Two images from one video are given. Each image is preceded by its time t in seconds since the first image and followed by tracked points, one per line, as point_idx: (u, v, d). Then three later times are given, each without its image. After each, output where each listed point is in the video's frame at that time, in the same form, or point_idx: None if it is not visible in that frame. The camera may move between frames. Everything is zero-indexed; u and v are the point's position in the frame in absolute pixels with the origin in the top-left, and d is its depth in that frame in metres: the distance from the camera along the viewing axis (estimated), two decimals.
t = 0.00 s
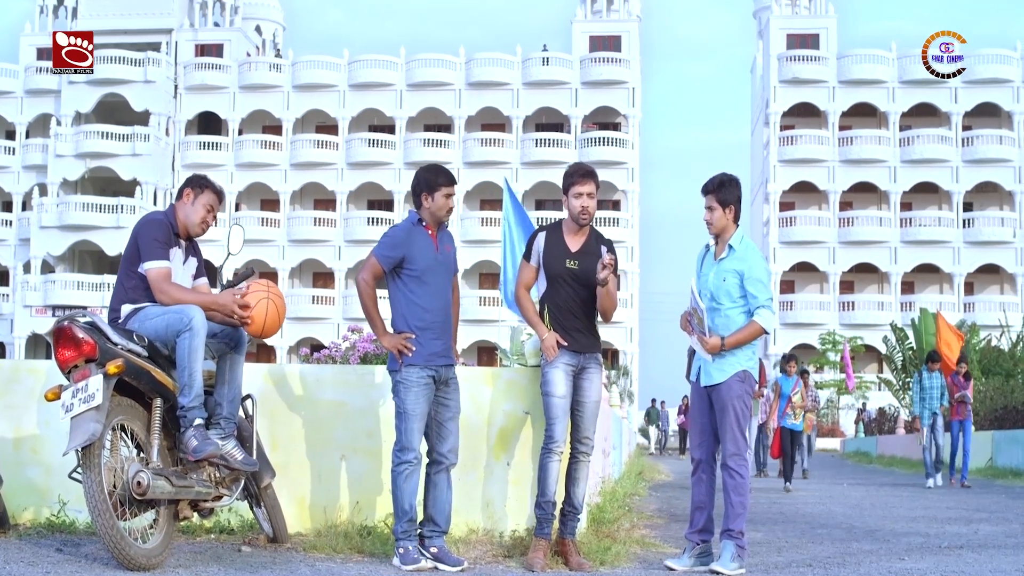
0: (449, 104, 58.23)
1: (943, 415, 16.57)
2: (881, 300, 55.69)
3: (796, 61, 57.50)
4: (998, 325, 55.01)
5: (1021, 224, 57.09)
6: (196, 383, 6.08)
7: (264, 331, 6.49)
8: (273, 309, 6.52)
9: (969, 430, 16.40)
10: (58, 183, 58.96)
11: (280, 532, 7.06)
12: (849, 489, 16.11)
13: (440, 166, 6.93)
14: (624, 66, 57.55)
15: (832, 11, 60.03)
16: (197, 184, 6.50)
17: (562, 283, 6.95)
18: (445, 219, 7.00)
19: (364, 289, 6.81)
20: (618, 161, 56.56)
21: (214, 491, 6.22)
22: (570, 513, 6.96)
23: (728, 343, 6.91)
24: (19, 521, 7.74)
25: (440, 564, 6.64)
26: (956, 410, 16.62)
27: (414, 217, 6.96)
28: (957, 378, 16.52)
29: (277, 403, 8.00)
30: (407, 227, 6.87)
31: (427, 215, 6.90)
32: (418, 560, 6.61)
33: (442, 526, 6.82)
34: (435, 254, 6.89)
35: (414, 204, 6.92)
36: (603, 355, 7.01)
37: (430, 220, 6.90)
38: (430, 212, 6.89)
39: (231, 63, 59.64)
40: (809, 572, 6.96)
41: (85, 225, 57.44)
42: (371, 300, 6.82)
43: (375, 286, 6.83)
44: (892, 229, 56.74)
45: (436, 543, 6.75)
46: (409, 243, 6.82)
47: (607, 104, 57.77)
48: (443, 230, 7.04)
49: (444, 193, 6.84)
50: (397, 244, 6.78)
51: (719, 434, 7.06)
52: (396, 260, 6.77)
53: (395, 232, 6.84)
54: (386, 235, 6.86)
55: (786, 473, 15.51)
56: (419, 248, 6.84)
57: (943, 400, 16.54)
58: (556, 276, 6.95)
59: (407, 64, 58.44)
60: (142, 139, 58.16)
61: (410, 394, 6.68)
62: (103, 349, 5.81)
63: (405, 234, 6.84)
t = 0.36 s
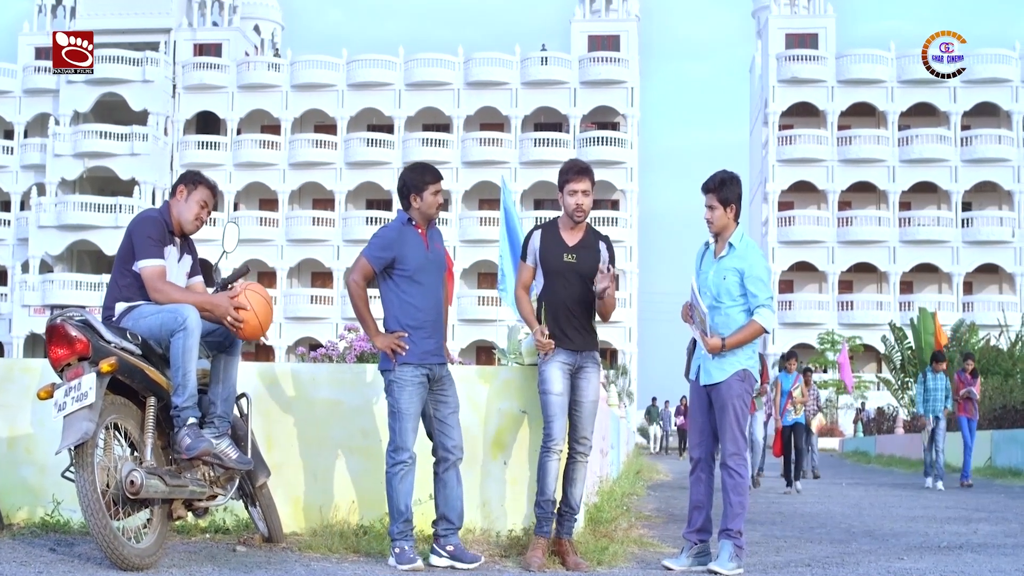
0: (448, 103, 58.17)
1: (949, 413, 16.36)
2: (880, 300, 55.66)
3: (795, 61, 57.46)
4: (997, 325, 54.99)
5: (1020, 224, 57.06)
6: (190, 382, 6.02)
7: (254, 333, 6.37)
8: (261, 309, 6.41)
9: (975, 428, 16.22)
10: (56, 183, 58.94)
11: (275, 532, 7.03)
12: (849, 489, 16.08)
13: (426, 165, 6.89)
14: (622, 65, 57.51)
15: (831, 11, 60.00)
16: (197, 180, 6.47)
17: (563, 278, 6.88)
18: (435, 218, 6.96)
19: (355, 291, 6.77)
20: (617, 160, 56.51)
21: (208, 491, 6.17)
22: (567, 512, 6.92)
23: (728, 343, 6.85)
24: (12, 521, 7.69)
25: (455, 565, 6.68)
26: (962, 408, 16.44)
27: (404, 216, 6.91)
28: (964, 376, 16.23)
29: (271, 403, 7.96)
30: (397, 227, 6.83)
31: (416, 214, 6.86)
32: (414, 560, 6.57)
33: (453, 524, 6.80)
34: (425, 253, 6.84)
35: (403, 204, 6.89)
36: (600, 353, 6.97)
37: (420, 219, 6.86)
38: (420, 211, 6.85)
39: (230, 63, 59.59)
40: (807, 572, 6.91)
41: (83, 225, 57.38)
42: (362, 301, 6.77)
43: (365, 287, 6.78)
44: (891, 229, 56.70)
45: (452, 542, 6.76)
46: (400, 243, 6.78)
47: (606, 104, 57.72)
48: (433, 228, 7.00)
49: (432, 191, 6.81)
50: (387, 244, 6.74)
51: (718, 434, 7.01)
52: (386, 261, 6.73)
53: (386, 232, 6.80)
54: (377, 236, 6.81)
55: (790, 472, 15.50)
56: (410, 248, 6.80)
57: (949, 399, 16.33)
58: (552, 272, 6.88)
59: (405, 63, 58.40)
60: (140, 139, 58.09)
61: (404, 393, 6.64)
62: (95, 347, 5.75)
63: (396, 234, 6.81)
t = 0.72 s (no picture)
0: (446, 103, 58.13)
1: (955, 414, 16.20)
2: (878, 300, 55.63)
3: (793, 60, 57.44)
4: (995, 325, 54.97)
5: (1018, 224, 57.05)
6: (184, 380, 5.98)
7: (253, 327, 6.33)
8: (258, 302, 6.35)
9: (984, 429, 16.02)
10: (54, 183, 58.89)
11: (270, 532, 6.99)
12: (849, 490, 16.03)
13: (422, 161, 6.85)
14: (621, 65, 57.49)
15: (829, 11, 59.99)
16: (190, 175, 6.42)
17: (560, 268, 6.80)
18: (434, 214, 6.91)
19: (358, 292, 6.73)
20: (615, 160, 56.47)
21: (202, 490, 6.13)
22: (566, 511, 6.88)
23: (728, 342, 6.80)
24: (5, 521, 7.63)
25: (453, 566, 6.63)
26: (970, 409, 16.24)
27: (403, 214, 6.86)
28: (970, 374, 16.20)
29: (268, 401, 7.91)
30: (396, 226, 6.78)
31: (415, 212, 6.81)
32: (410, 560, 6.52)
33: (453, 526, 6.77)
34: (427, 250, 6.79)
35: (401, 202, 6.83)
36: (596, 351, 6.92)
37: (420, 216, 6.81)
38: (419, 208, 6.81)
39: (228, 63, 59.51)
40: (804, 572, 6.86)
41: (81, 225, 57.29)
42: (365, 301, 6.73)
43: (368, 288, 6.75)
44: (890, 229, 56.69)
45: (451, 543, 6.72)
46: (400, 242, 6.72)
47: (604, 104, 57.69)
48: (433, 225, 6.94)
49: (431, 187, 6.75)
50: (387, 244, 6.69)
51: (716, 434, 6.97)
52: (387, 262, 6.67)
53: (385, 232, 6.75)
54: (376, 236, 6.77)
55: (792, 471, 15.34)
56: (411, 247, 6.74)
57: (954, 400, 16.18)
58: (552, 264, 6.81)
59: (403, 63, 58.38)
60: (138, 139, 58.00)
61: (407, 392, 6.61)
62: (88, 345, 5.71)
63: (395, 233, 6.75)
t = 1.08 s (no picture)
0: (445, 103, 58.08)
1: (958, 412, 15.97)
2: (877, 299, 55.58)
3: (792, 60, 57.43)
4: (994, 325, 54.93)
5: (1017, 224, 57.02)
6: (177, 380, 5.94)
7: (248, 319, 6.30)
8: (253, 294, 6.32)
9: (990, 428, 15.62)
10: (53, 183, 58.85)
11: (265, 531, 6.93)
12: (848, 490, 15.98)
13: (426, 159, 6.84)
14: (620, 65, 57.45)
15: (828, 11, 59.98)
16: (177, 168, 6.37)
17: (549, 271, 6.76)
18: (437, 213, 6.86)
19: (360, 293, 6.70)
20: (613, 160, 56.46)
21: (196, 490, 6.09)
22: (566, 510, 6.83)
23: (726, 341, 6.76)
24: None
25: (450, 565, 6.58)
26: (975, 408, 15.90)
27: (405, 214, 6.82)
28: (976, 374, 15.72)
29: (265, 399, 7.87)
30: (399, 225, 6.73)
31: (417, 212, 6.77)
32: (406, 561, 6.46)
33: (450, 526, 6.72)
34: (429, 249, 6.74)
35: (404, 200, 6.80)
36: (591, 349, 6.88)
37: (422, 214, 6.77)
38: (423, 206, 6.77)
39: (226, 62, 59.46)
40: (803, 573, 6.82)
41: (80, 224, 57.22)
42: (367, 301, 6.67)
43: (370, 289, 6.72)
44: (888, 228, 56.67)
45: (448, 544, 6.68)
46: (402, 242, 6.68)
47: (603, 103, 57.66)
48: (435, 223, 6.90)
49: (435, 185, 6.75)
50: (390, 244, 6.64)
51: (714, 433, 6.93)
52: (391, 262, 6.63)
53: (387, 232, 6.69)
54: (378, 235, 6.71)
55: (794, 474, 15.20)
56: (413, 246, 6.69)
57: (957, 397, 15.92)
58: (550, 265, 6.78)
59: (401, 63, 58.37)
60: (136, 138, 57.94)
61: (410, 393, 6.57)
62: (81, 344, 5.67)
63: (398, 233, 6.70)
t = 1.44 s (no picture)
0: (443, 102, 58.02)
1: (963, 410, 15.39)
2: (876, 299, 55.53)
3: (791, 60, 57.39)
4: (992, 324, 54.92)
5: (1016, 223, 57.00)
6: (170, 379, 5.89)
7: (240, 318, 6.23)
8: (246, 291, 6.24)
9: (995, 426, 15.51)
10: (51, 182, 58.78)
11: (259, 531, 6.89)
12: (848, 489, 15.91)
13: (430, 158, 6.77)
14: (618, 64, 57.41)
15: (826, 10, 59.97)
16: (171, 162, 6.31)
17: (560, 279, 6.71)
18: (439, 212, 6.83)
19: (360, 293, 6.61)
20: (612, 159, 56.41)
21: (190, 489, 6.04)
22: (564, 509, 6.80)
23: (724, 340, 6.71)
24: None
25: (445, 566, 6.54)
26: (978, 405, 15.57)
27: (405, 213, 6.77)
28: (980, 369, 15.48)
29: (259, 398, 7.82)
30: (399, 224, 6.68)
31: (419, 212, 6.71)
32: (400, 561, 6.42)
33: (446, 526, 6.68)
34: (430, 248, 6.70)
35: (406, 199, 6.73)
36: (585, 348, 6.86)
37: (423, 213, 6.71)
38: (425, 205, 6.71)
39: (225, 61, 59.40)
40: (800, 573, 6.78)
41: (78, 224, 57.14)
42: (367, 301, 6.60)
43: (370, 289, 6.63)
44: (887, 228, 56.63)
45: (443, 544, 6.63)
46: (402, 241, 6.63)
47: (601, 103, 57.65)
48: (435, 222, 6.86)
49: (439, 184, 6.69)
50: (389, 244, 6.59)
51: (711, 433, 6.88)
52: (390, 261, 6.58)
53: (387, 232, 6.64)
54: (378, 235, 6.66)
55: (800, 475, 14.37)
56: (413, 245, 6.65)
57: (961, 394, 15.38)
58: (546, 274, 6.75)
59: (400, 62, 58.35)
60: (135, 137, 57.88)
61: (409, 392, 6.52)
62: (72, 343, 5.63)
63: (397, 232, 6.65)
